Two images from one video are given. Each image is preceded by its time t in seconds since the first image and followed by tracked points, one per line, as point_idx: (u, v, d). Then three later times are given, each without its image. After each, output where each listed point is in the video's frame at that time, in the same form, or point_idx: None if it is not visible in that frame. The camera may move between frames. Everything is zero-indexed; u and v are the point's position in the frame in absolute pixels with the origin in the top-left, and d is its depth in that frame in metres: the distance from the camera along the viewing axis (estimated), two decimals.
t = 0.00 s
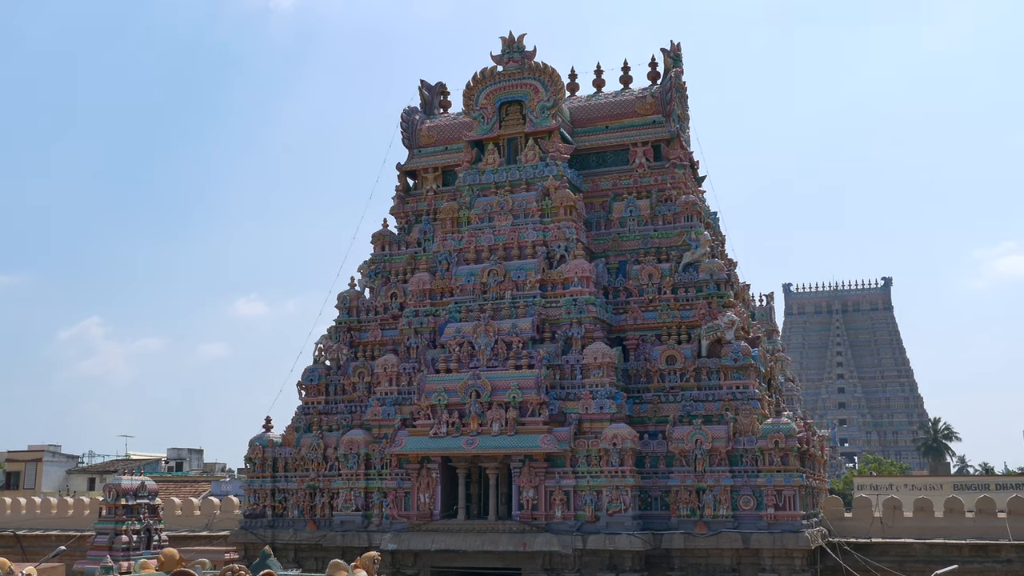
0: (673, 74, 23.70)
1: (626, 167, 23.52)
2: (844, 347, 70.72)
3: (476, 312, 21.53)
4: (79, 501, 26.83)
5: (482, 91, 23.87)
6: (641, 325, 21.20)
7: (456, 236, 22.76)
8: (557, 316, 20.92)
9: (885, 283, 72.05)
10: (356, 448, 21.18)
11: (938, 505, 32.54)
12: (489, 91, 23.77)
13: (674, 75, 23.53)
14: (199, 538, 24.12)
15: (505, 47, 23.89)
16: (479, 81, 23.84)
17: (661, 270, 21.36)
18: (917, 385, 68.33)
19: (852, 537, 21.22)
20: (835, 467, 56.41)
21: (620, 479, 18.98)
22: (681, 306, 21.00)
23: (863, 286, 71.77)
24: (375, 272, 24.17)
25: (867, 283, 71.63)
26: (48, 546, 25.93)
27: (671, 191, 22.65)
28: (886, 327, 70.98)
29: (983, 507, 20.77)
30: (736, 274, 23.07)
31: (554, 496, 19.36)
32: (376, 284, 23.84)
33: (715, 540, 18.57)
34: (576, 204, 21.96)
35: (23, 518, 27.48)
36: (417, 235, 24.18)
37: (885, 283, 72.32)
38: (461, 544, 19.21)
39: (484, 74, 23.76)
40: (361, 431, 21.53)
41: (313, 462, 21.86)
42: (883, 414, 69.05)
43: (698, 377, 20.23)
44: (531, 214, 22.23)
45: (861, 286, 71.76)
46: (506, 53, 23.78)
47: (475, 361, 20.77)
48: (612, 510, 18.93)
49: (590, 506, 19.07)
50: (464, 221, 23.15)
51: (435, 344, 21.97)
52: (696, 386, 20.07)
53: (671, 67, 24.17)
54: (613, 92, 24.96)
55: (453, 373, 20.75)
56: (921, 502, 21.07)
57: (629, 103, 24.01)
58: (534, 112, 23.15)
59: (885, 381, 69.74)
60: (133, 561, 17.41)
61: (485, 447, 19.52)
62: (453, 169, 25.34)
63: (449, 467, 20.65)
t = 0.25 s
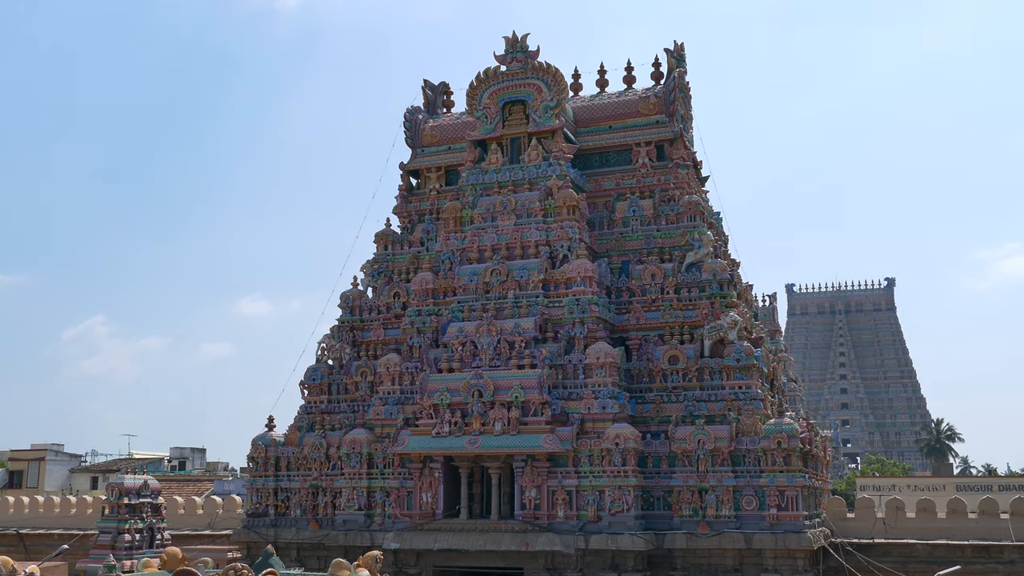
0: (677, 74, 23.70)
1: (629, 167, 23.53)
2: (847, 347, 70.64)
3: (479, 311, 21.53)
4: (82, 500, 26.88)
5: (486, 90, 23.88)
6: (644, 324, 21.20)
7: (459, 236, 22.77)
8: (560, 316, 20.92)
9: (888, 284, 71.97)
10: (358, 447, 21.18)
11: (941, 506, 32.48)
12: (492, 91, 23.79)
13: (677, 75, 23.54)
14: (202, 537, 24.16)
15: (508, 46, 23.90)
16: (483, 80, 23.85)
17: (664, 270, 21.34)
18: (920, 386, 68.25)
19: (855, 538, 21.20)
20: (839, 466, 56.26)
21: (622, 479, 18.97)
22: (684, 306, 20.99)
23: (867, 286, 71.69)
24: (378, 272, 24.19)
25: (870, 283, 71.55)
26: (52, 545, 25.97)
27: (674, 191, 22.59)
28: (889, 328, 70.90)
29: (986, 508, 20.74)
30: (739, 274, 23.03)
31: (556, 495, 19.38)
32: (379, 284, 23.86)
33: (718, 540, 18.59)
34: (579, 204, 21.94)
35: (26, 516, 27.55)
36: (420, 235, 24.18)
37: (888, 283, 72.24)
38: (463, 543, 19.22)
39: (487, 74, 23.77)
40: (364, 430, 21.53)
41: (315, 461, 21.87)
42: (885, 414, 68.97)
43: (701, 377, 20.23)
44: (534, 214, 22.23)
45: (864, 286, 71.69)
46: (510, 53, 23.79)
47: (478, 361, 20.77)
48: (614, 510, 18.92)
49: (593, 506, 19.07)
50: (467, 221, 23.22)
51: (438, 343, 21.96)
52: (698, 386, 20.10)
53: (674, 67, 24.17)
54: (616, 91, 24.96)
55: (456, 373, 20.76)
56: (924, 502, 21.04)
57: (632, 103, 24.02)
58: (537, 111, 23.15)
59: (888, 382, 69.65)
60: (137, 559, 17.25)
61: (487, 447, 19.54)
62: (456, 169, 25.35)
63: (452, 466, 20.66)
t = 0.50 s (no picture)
0: (680, 74, 23.69)
1: (632, 167, 23.53)
2: (850, 348, 70.57)
3: (482, 311, 21.54)
4: (85, 498, 26.92)
5: (489, 90, 23.89)
6: (647, 324, 21.19)
7: (462, 235, 22.78)
8: (563, 315, 20.92)
9: (891, 284, 71.89)
10: (361, 446, 21.20)
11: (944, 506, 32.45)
12: (495, 90, 23.79)
13: (681, 75, 23.51)
14: (205, 535, 24.20)
15: (512, 46, 23.91)
16: (486, 80, 23.86)
17: (667, 270, 21.35)
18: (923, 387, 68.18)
19: (857, 538, 21.19)
20: (841, 467, 56.27)
21: (625, 478, 18.97)
22: (687, 305, 20.98)
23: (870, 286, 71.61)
24: (381, 271, 24.20)
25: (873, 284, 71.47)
26: (54, 543, 26.02)
27: (677, 191, 22.59)
28: (892, 328, 70.82)
29: (988, 508, 20.72)
30: (742, 274, 23.04)
31: (558, 495, 19.39)
32: (382, 283, 23.88)
33: (720, 540, 18.56)
34: (582, 203, 21.94)
35: (30, 514, 27.60)
36: (423, 234, 24.20)
37: (891, 284, 72.16)
38: (465, 542, 19.23)
39: (491, 73, 23.78)
40: (367, 429, 21.54)
41: (318, 460, 21.89)
42: (888, 414, 68.90)
43: (703, 377, 20.21)
44: (537, 214, 22.23)
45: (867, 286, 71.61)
46: (513, 52, 23.80)
47: (480, 360, 20.78)
48: (616, 510, 18.93)
49: (595, 505, 19.07)
50: (470, 220, 23.21)
51: (441, 342, 21.96)
52: (701, 386, 20.08)
53: (677, 67, 24.15)
54: (619, 91, 24.95)
55: (459, 372, 20.77)
56: (926, 503, 21.02)
57: (635, 102, 24.01)
58: (541, 111, 23.15)
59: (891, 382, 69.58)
60: (140, 557, 17.26)
61: (490, 446, 19.56)
62: (459, 168, 25.37)
63: (454, 465, 20.66)
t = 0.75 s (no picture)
0: (683, 72, 23.66)
1: (635, 165, 23.53)
2: (853, 347, 70.49)
3: (485, 309, 21.55)
4: (88, 495, 26.96)
5: (492, 88, 23.88)
6: (650, 323, 21.19)
7: (465, 234, 22.78)
8: (566, 314, 20.91)
9: (895, 284, 71.80)
10: (364, 444, 21.20)
11: (947, 506, 32.45)
12: (499, 88, 23.78)
13: (684, 74, 23.48)
14: (207, 533, 24.24)
15: (516, 44, 23.91)
16: (490, 78, 23.84)
17: (670, 270, 21.37)
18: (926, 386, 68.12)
19: (860, 538, 21.19)
20: (843, 467, 56.24)
21: (627, 477, 18.98)
22: (690, 305, 20.98)
23: (873, 286, 71.54)
24: (384, 269, 24.18)
25: (876, 283, 71.41)
26: (57, 540, 26.06)
27: (680, 190, 22.62)
28: (895, 328, 70.77)
29: (991, 508, 20.68)
30: (745, 273, 23.01)
31: (561, 493, 19.40)
32: (385, 281, 23.90)
33: (722, 540, 18.56)
34: (585, 202, 21.95)
35: (33, 512, 27.65)
36: (426, 233, 24.21)
37: (895, 283, 72.08)
38: (468, 540, 19.24)
39: (494, 72, 23.77)
40: (369, 427, 21.55)
41: (321, 458, 21.90)
42: (891, 414, 68.83)
43: (706, 376, 20.19)
44: (540, 212, 22.22)
45: (870, 286, 71.54)
46: (517, 51, 23.80)
47: (483, 358, 20.80)
48: (619, 508, 18.95)
49: (597, 504, 19.08)
50: (473, 218, 23.11)
51: (444, 341, 21.96)
52: (704, 385, 20.05)
53: (681, 66, 24.12)
54: (623, 90, 24.95)
55: (461, 370, 20.78)
56: (929, 503, 20.98)
57: (639, 101, 23.98)
58: (544, 110, 23.15)
59: (894, 382, 69.52)
60: (143, 554, 17.27)
61: (492, 445, 19.56)
62: (462, 167, 25.37)
63: (457, 464, 20.66)
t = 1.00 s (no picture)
0: (686, 71, 23.64)
1: (638, 164, 23.52)
2: (856, 346, 70.43)
3: (487, 308, 21.54)
4: (90, 493, 27.00)
5: (495, 87, 23.87)
6: (652, 322, 21.19)
7: (468, 232, 22.77)
8: (568, 313, 20.90)
9: (897, 283, 71.73)
10: (366, 443, 21.21)
11: (949, 506, 32.43)
12: (501, 87, 23.77)
13: (687, 73, 23.45)
14: (210, 531, 24.27)
15: (518, 43, 23.90)
16: (492, 77, 23.82)
17: (672, 268, 21.34)
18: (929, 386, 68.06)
19: (862, 537, 21.16)
20: (845, 466, 56.12)
21: (630, 476, 18.98)
22: (692, 303, 20.97)
23: (875, 285, 71.48)
24: (386, 267, 24.16)
25: (879, 283, 71.35)
26: (60, 538, 26.11)
27: (683, 189, 22.61)
28: (897, 327, 70.71)
29: (994, 508, 20.65)
30: (747, 272, 23.03)
31: (563, 492, 19.40)
32: (388, 280, 23.89)
33: (725, 538, 18.56)
34: (588, 201, 21.94)
35: (35, 509, 27.69)
36: (428, 231, 24.21)
37: (897, 283, 72.01)
38: (470, 539, 19.25)
39: (497, 71, 23.76)
40: (371, 426, 21.55)
41: (323, 457, 21.91)
42: (893, 413, 68.76)
43: (708, 375, 20.18)
44: (542, 211, 22.21)
45: (873, 285, 71.49)
46: (519, 50, 23.78)
47: (486, 357, 20.80)
48: (621, 507, 18.94)
49: (599, 503, 19.09)
50: (475, 217, 23.02)
51: (446, 339, 21.96)
52: (706, 384, 20.04)
53: (683, 65, 24.11)
54: (625, 89, 24.95)
55: (464, 369, 20.79)
56: (931, 502, 20.97)
57: (641, 100, 23.99)
58: (546, 108, 23.15)
59: (896, 381, 69.47)
60: (145, 553, 17.31)
61: (494, 443, 19.56)
62: (465, 166, 25.37)
63: (459, 462, 20.68)
